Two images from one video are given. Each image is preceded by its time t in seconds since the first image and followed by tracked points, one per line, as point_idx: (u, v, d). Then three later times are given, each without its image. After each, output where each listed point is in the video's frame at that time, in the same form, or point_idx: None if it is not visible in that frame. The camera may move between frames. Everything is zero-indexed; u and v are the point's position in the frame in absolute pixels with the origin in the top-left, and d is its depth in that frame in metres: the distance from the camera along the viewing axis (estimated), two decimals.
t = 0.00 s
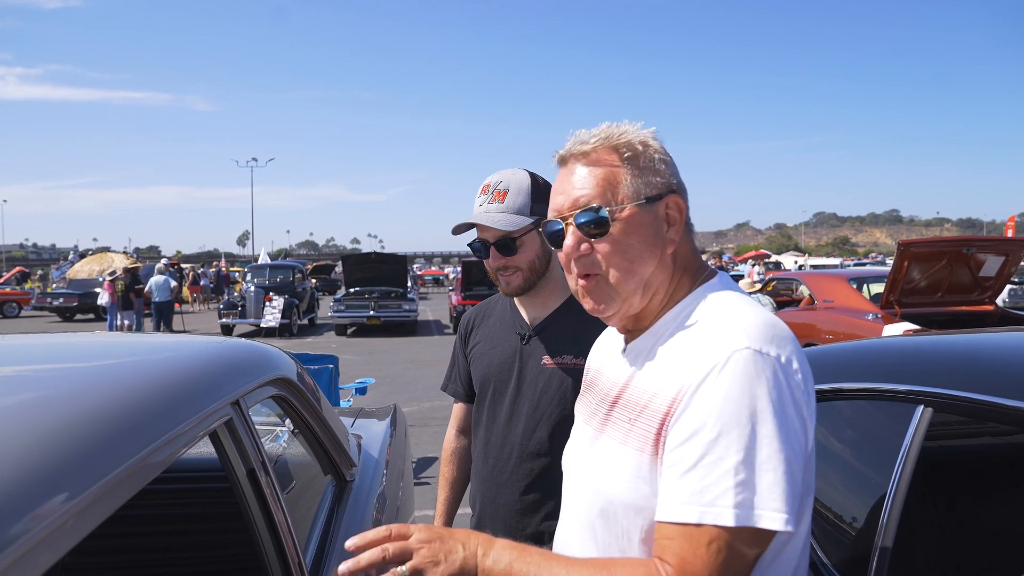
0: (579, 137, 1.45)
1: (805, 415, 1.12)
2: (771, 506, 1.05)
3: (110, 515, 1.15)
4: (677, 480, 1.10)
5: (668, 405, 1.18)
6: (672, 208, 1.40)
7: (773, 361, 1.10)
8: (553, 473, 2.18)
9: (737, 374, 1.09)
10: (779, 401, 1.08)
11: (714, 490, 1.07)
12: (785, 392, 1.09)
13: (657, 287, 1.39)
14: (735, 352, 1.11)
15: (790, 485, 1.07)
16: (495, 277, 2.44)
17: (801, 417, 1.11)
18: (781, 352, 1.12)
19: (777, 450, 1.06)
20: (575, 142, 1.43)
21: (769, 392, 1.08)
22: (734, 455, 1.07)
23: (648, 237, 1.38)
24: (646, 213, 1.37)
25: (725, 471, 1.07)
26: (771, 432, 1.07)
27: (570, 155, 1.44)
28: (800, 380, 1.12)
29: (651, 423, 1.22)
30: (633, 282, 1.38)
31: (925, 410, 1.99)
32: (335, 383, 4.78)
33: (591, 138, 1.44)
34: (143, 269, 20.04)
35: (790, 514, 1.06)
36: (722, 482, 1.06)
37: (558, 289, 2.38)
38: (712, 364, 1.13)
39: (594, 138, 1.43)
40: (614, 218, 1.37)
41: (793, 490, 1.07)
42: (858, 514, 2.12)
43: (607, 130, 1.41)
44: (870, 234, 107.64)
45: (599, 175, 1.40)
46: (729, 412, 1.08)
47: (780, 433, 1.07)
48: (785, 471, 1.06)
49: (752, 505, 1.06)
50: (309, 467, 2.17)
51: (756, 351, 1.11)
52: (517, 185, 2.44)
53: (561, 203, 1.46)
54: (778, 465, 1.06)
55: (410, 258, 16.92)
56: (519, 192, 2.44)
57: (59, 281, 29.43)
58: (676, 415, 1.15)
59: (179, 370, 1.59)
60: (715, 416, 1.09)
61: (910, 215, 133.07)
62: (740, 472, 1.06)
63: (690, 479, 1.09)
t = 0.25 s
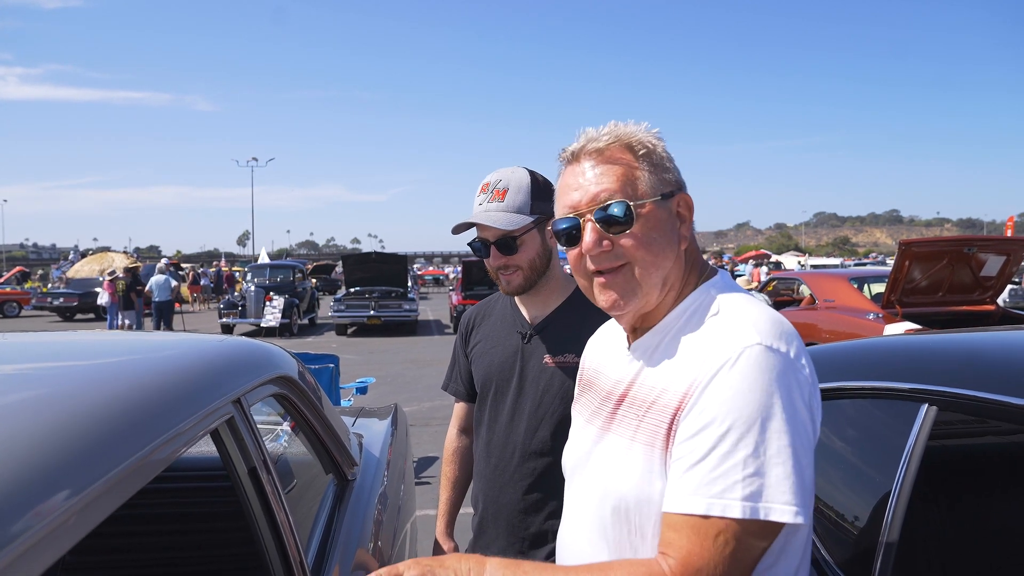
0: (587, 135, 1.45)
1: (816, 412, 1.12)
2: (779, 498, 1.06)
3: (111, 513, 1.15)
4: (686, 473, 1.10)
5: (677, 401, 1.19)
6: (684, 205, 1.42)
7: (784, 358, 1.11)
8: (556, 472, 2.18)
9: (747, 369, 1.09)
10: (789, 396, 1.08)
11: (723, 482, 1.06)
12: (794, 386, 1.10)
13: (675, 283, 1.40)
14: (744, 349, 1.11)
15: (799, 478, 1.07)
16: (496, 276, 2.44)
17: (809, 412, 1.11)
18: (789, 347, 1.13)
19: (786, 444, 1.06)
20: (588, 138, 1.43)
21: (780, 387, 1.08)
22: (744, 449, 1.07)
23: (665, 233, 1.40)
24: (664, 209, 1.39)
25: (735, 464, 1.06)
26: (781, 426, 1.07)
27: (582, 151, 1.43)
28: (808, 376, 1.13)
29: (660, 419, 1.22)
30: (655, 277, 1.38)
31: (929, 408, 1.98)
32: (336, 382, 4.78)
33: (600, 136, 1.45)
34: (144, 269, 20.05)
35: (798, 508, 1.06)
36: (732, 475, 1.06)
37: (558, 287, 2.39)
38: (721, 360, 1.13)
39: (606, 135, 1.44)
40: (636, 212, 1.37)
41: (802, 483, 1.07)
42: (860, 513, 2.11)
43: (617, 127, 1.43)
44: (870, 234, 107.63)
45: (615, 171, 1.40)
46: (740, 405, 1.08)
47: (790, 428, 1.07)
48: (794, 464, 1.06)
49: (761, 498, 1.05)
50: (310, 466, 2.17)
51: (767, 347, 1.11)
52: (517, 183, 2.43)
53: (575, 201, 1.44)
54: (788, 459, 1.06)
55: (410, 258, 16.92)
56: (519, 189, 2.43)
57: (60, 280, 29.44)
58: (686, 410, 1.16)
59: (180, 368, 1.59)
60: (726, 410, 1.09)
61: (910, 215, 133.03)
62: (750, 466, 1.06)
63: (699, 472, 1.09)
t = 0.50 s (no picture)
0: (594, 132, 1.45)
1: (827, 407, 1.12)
2: (791, 493, 1.06)
3: (116, 514, 1.15)
4: (697, 468, 1.10)
5: (686, 398, 1.19)
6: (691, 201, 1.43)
7: (794, 353, 1.11)
8: (561, 471, 2.18)
9: (757, 363, 1.10)
10: (800, 390, 1.09)
11: (734, 476, 1.07)
12: (804, 381, 1.10)
13: (685, 278, 1.40)
14: (753, 344, 1.11)
15: (811, 473, 1.07)
16: (497, 277, 2.44)
17: (821, 407, 1.11)
18: (799, 342, 1.14)
19: (797, 438, 1.07)
20: (595, 136, 1.43)
21: (790, 381, 1.08)
22: (755, 443, 1.07)
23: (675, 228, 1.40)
24: (672, 205, 1.39)
25: (746, 458, 1.07)
26: (792, 420, 1.07)
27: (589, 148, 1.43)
28: (818, 371, 1.13)
29: (670, 416, 1.22)
30: (666, 272, 1.38)
31: (934, 408, 1.99)
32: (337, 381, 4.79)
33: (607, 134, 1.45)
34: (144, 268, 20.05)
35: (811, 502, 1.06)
36: (743, 469, 1.06)
37: (559, 287, 2.39)
38: (730, 355, 1.13)
39: (614, 132, 1.44)
40: (645, 208, 1.37)
41: (815, 477, 1.07)
42: (861, 512, 2.12)
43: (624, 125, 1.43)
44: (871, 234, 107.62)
45: (624, 167, 1.41)
46: (750, 400, 1.08)
47: (801, 422, 1.07)
48: (806, 459, 1.06)
49: (773, 492, 1.05)
50: (313, 466, 2.17)
51: (777, 342, 1.11)
52: (518, 183, 2.42)
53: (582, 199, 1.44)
54: (799, 453, 1.07)
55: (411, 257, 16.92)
56: (520, 190, 2.41)
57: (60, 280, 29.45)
58: (696, 406, 1.16)
59: (184, 368, 1.59)
60: (737, 405, 1.09)
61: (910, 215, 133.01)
62: (761, 460, 1.06)
63: (710, 467, 1.09)
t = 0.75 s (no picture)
0: (566, 157, 1.50)
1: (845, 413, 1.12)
2: (800, 495, 1.06)
3: (123, 514, 1.15)
4: (707, 463, 1.11)
5: (701, 396, 1.18)
6: (663, 206, 1.35)
7: (812, 354, 1.11)
8: (566, 470, 2.18)
9: (772, 363, 1.10)
10: (816, 393, 1.09)
11: (744, 474, 1.07)
12: (821, 383, 1.10)
13: (662, 290, 1.38)
14: (773, 342, 1.12)
15: (821, 476, 1.07)
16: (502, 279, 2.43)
17: (837, 411, 1.12)
18: (818, 344, 1.14)
19: (810, 441, 1.07)
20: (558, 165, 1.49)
21: (808, 383, 1.08)
22: (767, 443, 1.07)
23: (641, 242, 1.38)
24: (633, 218, 1.37)
25: (756, 457, 1.07)
26: (806, 423, 1.07)
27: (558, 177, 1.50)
28: (834, 374, 1.13)
29: (684, 414, 1.22)
30: (635, 288, 1.39)
31: (940, 407, 1.98)
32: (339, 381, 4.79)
33: (577, 156, 1.49)
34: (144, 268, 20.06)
35: (819, 506, 1.06)
36: (752, 468, 1.07)
37: (566, 286, 2.37)
38: (748, 353, 1.13)
39: (578, 157, 1.47)
40: (598, 233, 1.41)
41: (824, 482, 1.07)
42: (865, 511, 2.13)
43: (587, 146, 1.45)
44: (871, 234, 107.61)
45: (586, 192, 1.44)
46: (766, 400, 1.08)
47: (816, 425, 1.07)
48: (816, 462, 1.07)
49: (781, 493, 1.06)
50: (316, 465, 2.17)
51: (796, 341, 1.12)
52: (521, 185, 2.41)
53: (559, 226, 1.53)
54: (811, 456, 1.07)
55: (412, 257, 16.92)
56: (522, 193, 2.40)
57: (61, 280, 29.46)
58: (710, 404, 1.15)
59: (189, 368, 1.59)
60: (752, 404, 1.09)
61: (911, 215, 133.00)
62: (771, 460, 1.06)
63: (721, 463, 1.09)
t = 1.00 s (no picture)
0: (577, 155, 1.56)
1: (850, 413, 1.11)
2: (800, 498, 1.05)
3: (130, 515, 1.15)
4: (706, 463, 1.11)
5: (704, 399, 1.17)
6: (616, 227, 1.38)
7: (815, 352, 1.10)
8: (571, 469, 2.18)
9: (771, 363, 1.10)
10: (818, 392, 1.08)
11: (743, 475, 1.07)
12: (824, 382, 1.09)
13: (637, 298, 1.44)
14: (776, 339, 1.11)
15: (824, 478, 1.06)
16: (507, 269, 2.43)
17: (843, 410, 1.10)
18: (822, 341, 1.13)
19: (810, 442, 1.06)
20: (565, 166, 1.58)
21: (808, 382, 1.08)
22: (765, 444, 1.07)
23: (606, 257, 1.44)
24: (595, 235, 1.43)
25: (755, 458, 1.07)
26: (807, 423, 1.06)
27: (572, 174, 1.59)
28: (840, 372, 1.12)
29: (688, 416, 1.21)
30: (614, 294, 1.49)
31: (949, 405, 1.98)
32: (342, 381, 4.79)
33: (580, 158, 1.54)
34: (145, 268, 20.07)
35: (822, 509, 1.06)
36: (750, 469, 1.07)
37: (571, 284, 2.38)
38: (749, 354, 1.12)
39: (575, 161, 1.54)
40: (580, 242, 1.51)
41: (827, 484, 1.06)
42: (869, 509, 2.12)
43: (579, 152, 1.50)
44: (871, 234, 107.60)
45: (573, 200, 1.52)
46: (765, 400, 1.08)
47: (818, 426, 1.07)
48: (818, 463, 1.06)
49: (780, 495, 1.05)
50: (321, 464, 2.16)
51: (798, 339, 1.11)
52: (535, 176, 2.40)
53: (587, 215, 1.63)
54: (812, 457, 1.06)
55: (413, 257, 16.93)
56: (536, 184, 2.39)
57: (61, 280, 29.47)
58: (711, 405, 1.15)
59: (195, 367, 1.59)
60: (751, 404, 1.08)
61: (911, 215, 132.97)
62: (770, 461, 1.06)
63: (721, 463, 1.09)
